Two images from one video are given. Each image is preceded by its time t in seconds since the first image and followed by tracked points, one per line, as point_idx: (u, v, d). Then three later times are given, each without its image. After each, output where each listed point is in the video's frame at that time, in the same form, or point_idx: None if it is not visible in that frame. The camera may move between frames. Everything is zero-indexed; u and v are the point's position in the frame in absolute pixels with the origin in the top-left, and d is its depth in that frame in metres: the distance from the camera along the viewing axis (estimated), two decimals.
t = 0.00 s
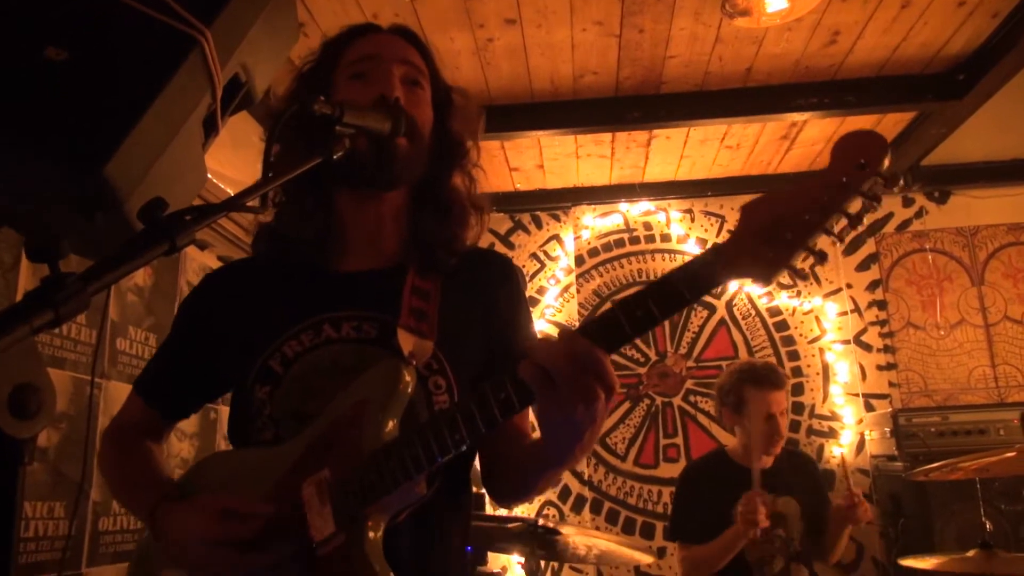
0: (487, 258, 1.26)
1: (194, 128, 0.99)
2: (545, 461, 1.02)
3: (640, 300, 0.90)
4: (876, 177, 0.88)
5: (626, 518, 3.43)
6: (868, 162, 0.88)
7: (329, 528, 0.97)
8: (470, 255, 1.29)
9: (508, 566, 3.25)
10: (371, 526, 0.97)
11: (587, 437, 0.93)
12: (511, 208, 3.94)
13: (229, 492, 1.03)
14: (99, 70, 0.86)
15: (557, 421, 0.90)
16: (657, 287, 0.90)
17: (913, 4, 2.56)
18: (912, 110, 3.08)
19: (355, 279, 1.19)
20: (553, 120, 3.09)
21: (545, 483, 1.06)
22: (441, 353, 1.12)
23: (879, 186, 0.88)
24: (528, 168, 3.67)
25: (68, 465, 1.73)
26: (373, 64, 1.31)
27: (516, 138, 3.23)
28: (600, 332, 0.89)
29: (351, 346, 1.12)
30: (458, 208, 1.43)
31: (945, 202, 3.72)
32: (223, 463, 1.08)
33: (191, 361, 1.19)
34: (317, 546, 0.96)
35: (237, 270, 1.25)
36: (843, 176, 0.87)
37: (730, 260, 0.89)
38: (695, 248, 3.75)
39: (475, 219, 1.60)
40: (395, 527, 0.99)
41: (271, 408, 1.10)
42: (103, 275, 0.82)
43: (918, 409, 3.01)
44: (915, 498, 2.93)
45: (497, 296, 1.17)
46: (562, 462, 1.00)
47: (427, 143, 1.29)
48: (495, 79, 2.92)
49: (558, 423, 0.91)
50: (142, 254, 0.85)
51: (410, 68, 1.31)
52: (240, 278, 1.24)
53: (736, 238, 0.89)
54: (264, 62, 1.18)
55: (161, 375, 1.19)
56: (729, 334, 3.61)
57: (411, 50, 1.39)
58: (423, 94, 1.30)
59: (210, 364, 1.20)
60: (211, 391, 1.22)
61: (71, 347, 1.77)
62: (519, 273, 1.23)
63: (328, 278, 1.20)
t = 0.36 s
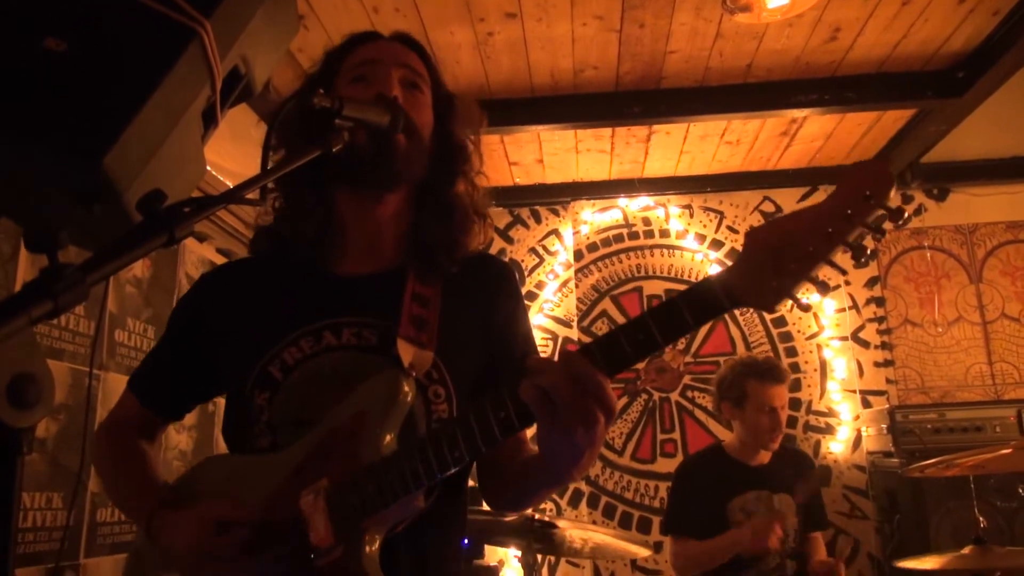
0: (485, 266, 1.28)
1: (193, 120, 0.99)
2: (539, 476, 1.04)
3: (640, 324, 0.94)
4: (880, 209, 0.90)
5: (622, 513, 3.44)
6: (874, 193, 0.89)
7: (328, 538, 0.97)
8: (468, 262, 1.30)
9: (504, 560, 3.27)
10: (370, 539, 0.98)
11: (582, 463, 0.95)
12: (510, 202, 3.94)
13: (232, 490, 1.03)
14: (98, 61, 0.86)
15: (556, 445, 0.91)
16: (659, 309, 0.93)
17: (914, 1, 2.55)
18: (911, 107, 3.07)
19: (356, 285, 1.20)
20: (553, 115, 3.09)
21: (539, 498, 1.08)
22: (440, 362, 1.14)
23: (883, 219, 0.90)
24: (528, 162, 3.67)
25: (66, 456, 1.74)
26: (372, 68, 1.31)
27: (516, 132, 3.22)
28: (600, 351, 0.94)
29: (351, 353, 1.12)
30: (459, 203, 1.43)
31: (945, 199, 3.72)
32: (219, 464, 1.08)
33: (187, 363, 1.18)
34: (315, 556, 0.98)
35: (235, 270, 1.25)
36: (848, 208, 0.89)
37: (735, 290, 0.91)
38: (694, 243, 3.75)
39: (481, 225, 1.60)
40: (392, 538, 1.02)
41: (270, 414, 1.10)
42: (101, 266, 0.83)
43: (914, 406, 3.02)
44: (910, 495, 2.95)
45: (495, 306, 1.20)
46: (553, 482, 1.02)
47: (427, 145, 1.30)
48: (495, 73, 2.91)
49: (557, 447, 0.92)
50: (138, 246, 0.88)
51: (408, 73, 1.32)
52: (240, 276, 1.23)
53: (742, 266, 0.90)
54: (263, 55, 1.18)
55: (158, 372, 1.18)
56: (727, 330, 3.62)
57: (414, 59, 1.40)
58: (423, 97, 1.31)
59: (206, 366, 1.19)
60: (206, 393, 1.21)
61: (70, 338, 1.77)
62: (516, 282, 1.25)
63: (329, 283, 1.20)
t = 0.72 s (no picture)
0: (491, 248, 1.27)
1: (191, 116, 0.99)
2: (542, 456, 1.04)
3: (639, 298, 0.93)
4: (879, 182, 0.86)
5: (620, 508, 3.44)
6: (872, 165, 0.86)
7: (331, 514, 0.97)
8: (475, 245, 1.29)
9: (502, 555, 3.28)
10: (371, 513, 0.97)
11: (584, 432, 0.94)
12: (510, 198, 3.94)
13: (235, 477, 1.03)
14: (97, 54, 0.86)
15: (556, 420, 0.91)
16: (658, 286, 0.92)
17: None
18: (911, 104, 3.07)
19: (360, 265, 1.19)
20: (552, 111, 3.09)
21: (542, 477, 1.07)
22: (444, 343, 1.13)
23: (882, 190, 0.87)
24: (527, 158, 3.67)
25: (64, 449, 1.74)
26: (372, 51, 1.31)
27: (515, 128, 3.22)
28: (601, 326, 0.93)
29: (355, 332, 1.12)
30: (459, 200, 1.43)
31: (943, 197, 3.73)
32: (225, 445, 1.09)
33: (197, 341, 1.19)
34: (319, 531, 0.97)
35: (241, 251, 1.25)
36: (846, 182, 0.87)
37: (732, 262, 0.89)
38: (692, 239, 3.75)
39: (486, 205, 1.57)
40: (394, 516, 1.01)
41: (275, 391, 1.10)
42: (98, 261, 0.83)
43: (912, 403, 3.02)
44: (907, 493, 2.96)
45: (501, 287, 1.18)
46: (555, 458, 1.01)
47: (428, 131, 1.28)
48: (495, 69, 2.91)
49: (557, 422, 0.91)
50: (135, 243, 0.86)
51: (409, 54, 1.31)
52: (245, 258, 1.23)
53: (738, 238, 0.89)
54: (263, 50, 1.18)
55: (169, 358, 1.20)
56: (725, 327, 3.62)
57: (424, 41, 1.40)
58: (424, 81, 1.30)
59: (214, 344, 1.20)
60: (215, 371, 1.23)
61: (68, 332, 1.77)
62: (522, 264, 1.23)
63: (333, 264, 1.19)
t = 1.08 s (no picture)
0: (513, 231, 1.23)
1: (190, 113, 0.98)
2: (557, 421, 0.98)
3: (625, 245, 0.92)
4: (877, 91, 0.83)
5: (618, 505, 3.45)
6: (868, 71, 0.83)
7: (340, 489, 0.94)
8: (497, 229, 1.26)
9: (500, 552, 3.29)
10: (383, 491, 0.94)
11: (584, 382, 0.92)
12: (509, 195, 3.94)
13: (247, 462, 1.00)
14: (96, 51, 0.86)
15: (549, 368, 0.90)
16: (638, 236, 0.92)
17: None
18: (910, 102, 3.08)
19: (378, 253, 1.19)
20: (551, 108, 3.08)
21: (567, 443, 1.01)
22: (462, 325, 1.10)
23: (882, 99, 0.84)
24: (527, 155, 3.67)
25: (63, 445, 1.74)
26: (374, 48, 1.31)
27: (515, 125, 3.22)
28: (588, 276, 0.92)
29: (372, 317, 1.11)
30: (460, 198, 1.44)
31: (942, 194, 3.73)
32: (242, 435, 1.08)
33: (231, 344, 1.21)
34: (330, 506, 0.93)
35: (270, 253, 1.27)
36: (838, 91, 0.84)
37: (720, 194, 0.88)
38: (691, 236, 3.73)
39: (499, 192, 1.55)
40: (413, 497, 0.96)
41: (298, 380, 1.09)
42: (98, 259, 0.83)
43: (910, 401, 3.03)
44: (904, 490, 2.96)
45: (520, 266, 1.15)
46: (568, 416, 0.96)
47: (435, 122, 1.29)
48: (494, 66, 2.91)
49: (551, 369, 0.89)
50: (134, 239, 0.85)
51: (410, 49, 1.31)
52: (269, 261, 1.26)
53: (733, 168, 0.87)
54: (262, 46, 1.18)
55: (207, 361, 1.21)
56: (724, 324, 3.63)
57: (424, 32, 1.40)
58: (427, 70, 1.30)
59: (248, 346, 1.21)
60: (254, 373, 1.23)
61: (66, 328, 1.77)
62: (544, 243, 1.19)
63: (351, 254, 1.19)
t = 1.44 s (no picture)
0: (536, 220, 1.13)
1: (189, 108, 0.98)
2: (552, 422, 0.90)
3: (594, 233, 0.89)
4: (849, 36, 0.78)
5: (616, 502, 3.45)
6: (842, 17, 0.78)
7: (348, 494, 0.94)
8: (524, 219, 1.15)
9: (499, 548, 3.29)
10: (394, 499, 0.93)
11: (569, 378, 0.84)
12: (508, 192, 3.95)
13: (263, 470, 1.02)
14: (95, 47, 0.86)
15: (522, 369, 0.84)
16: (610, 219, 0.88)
17: None
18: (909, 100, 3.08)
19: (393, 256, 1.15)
20: (550, 105, 3.08)
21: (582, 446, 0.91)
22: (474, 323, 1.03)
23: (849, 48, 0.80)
24: (526, 152, 3.67)
25: (63, 441, 1.74)
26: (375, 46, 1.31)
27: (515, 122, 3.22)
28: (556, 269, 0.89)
29: (385, 322, 1.08)
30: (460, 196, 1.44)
31: (941, 192, 3.73)
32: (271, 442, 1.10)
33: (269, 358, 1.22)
34: (339, 513, 0.94)
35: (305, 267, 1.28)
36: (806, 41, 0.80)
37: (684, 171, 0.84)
38: (691, 234, 3.74)
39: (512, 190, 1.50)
40: (428, 503, 0.93)
41: (321, 390, 1.10)
42: (99, 255, 0.83)
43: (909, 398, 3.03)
44: (901, 488, 2.95)
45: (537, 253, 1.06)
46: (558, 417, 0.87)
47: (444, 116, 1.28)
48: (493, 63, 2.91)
49: (524, 370, 0.84)
50: (134, 235, 0.85)
51: (412, 46, 1.31)
52: (302, 275, 1.27)
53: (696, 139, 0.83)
54: (261, 43, 1.18)
55: (251, 377, 1.23)
56: (723, 321, 3.64)
57: (430, 30, 1.39)
58: (433, 68, 1.30)
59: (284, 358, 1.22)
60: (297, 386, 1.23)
61: (66, 325, 1.77)
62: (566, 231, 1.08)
63: (369, 261, 1.17)
